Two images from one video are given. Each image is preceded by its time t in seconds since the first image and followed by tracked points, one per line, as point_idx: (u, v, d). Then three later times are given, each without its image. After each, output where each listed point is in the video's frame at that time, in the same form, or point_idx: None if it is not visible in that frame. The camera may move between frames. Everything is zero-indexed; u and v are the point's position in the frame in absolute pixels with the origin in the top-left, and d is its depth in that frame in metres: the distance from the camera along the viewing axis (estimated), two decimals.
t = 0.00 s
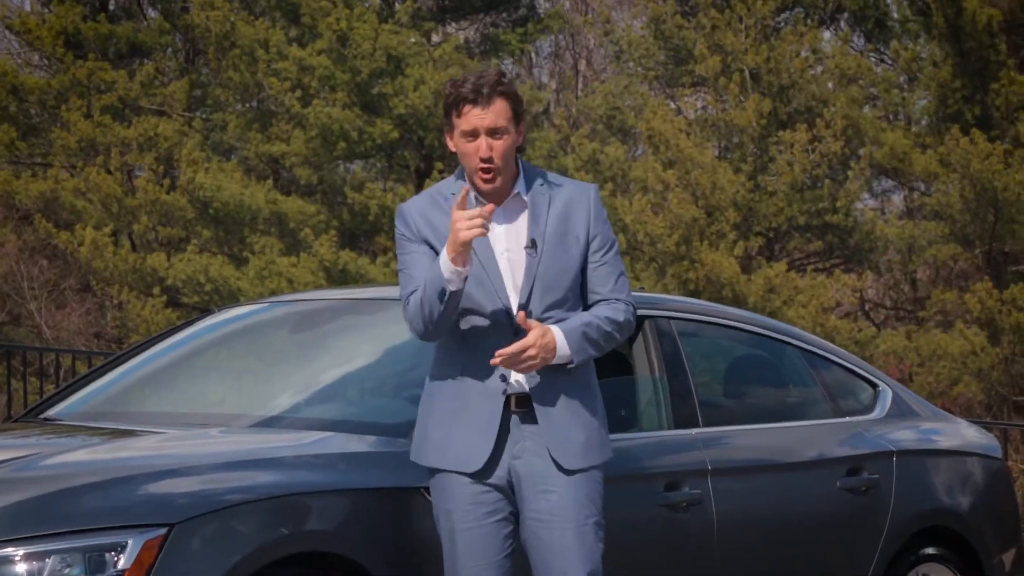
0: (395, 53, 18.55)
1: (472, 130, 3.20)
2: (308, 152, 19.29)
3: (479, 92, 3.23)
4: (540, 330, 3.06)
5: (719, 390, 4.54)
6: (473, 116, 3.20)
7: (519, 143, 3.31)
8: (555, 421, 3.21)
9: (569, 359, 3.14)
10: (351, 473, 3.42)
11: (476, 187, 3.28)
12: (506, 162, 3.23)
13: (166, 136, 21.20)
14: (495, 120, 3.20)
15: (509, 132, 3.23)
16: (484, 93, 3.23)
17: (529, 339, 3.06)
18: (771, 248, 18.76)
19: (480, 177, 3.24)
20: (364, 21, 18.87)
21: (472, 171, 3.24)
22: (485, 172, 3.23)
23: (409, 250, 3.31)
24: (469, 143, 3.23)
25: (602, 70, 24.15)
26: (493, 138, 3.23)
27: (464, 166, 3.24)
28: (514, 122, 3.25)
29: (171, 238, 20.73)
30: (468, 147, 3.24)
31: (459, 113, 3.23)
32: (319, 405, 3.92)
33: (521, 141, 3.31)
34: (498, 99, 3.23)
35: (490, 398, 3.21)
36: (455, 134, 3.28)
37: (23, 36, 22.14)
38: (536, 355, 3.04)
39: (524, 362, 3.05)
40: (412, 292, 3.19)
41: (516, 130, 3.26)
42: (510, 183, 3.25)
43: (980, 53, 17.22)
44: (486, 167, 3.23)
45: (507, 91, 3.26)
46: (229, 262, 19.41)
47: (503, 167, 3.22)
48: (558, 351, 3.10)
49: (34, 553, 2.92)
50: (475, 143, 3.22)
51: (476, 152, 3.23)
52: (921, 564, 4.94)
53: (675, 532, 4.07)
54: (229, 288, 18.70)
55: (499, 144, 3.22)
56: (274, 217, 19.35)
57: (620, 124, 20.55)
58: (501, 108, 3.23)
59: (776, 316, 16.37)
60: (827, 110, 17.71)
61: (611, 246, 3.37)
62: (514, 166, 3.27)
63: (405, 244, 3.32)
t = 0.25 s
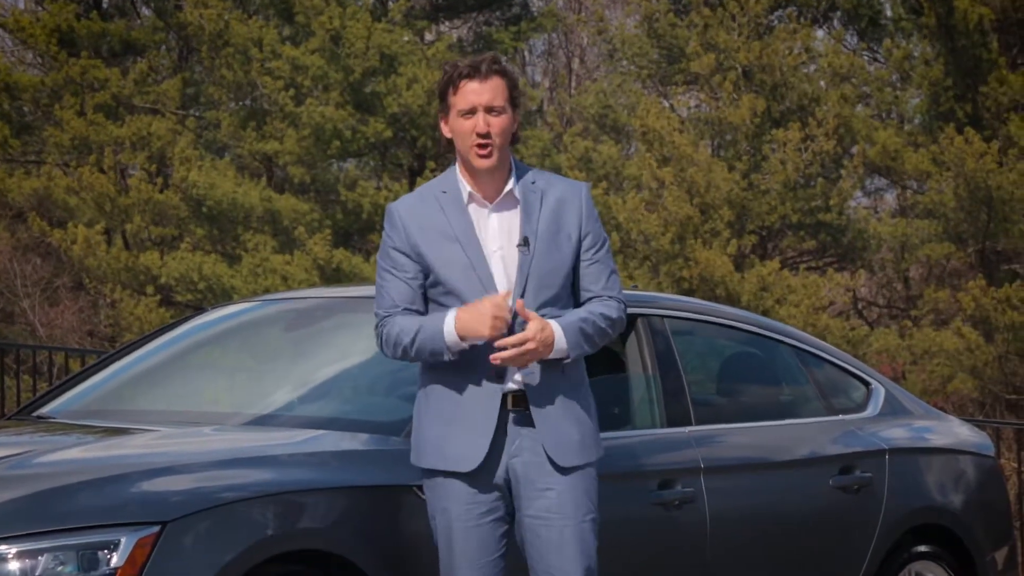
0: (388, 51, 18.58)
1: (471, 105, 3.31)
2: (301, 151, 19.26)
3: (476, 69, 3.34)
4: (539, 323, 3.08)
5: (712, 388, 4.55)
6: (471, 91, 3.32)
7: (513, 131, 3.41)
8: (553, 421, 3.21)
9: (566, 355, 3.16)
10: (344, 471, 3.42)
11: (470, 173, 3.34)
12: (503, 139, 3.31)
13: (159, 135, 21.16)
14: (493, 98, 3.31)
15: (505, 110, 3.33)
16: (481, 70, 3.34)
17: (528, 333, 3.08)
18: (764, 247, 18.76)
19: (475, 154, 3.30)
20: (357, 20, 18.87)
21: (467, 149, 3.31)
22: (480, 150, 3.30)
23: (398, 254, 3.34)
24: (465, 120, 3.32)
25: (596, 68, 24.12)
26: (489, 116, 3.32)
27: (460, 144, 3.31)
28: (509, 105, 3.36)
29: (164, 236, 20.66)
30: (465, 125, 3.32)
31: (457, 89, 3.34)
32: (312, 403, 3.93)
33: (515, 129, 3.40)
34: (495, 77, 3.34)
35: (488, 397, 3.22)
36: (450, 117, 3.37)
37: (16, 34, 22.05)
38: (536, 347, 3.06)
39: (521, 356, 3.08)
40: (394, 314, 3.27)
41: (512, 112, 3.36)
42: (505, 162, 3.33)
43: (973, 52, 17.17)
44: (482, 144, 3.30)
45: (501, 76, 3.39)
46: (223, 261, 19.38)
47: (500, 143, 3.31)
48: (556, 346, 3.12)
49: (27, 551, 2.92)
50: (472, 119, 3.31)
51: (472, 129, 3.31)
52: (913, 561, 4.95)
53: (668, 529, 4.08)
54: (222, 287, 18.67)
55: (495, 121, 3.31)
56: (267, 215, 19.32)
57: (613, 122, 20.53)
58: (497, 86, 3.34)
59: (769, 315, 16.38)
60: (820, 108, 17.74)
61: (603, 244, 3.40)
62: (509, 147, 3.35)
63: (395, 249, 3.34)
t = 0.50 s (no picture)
0: (379, 50, 18.62)
1: (458, 107, 3.31)
2: (292, 151, 19.22)
3: (463, 70, 3.35)
4: (519, 327, 3.14)
5: (703, 387, 4.56)
6: (459, 93, 3.32)
7: (501, 130, 3.42)
8: (541, 420, 3.23)
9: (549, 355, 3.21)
10: (335, 470, 3.43)
11: (457, 174, 3.36)
12: (489, 141, 3.32)
13: (151, 133, 21.14)
14: (480, 99, 3.32)
15: (492, 112, 3.34)
16: (468, 71, 3.35)
17: (508, 336, 3.14)
18: (755, 246, 18.78)
19: (461, 155, 3.32)
20: (348, 18, 18.90)
21: (454, 150, 3.32)
22: (466, 151, 3.31)
23: (386, 255, 3.35)
24: (452, 121, 3.32)
25: (586, 67, 24.13)
26: (476, 117, 3.33)
27: (447, 144, 3.32)
28: (497, 105, 3.37)
29: (155, 235, 20.62)
30: (451, 126, 3.32)
31: (444, 89, 3.34)
32: (304, 402, 3.93)
33: (503, 127, 3.42)
34: (484, 78, 3.35)
35: (475, 399, 3.23)
36: (437, 116, 3.37)
37: (8, 32, 22.00)
38: (517, 352, 3.12)
39: (501, 360, 3.14)
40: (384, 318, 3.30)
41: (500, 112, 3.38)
42: (493, 163, 3.34)
43: (965, 50, 17.21)
44: (468, 146, 3.31)
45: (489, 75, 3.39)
46: (214, 259, 19.35)
47: (487, 144, 3.32)
48: (538, 348, 3.17)
49: (18, 550, 2.92)
50: (459, 121, 3.32)
51: (458, 130, 3.32)
52: (904, 559, 4.97)
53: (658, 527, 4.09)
54: (214, 285, 18.64)
55: (483, 123, 3.32)
56: (259, 214, 19.32)
57: (604, 120, 20.54)
58: (485, 87, 3.34)
59: (761, 313, 16.43)
60: (812, 107, 17.82)
61: (591, 243, 3.43)
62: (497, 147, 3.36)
63: (383, 250, 3.36)
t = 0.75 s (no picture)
0: (369, 49, 18.65)
1: (447, 108, 3.31)
2: (281, 150, 19.16)
3: (453, 71, 3.35)
4: (504, 325, 3.14)
5: (692, 385, 4.58)
6: (448, 94, 3.32)
7: (491, 130, 3.43)
8: (526, 420, 3.23)
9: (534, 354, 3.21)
10: (325, 468, 3.44)
11: (446, 173, 3.37)
12: (478, 141, 3.33)
13: (141, 132, 21.11)
14: (469, 101, 3.32)
15: (482, 113, 3.34)
16: (457, 72, 3.35)
17: (493, 335, 3.14)
18: (745, 245, 18.79)
19: (450, 155, 3.32)
20: (338, 17, 18.92)
21: (443, 151, 3.33)
22: (455, 151, 3.32)
23: (375, 254, 3.37)
24: (441, 122, 3.33)
25: (576, 67, 24.12)
26: (465, 119, 3.33)
27: (435, 144, 3.32)
28: (487, 106, 3.37)
29: (146, 233, 20.57)
30: (440, 127, 3.33)
31: (434, 90, 3.34)
32: (294, 400, 3.94)
33: (492, 127, 3.43)
34: (473, 80, 3.35)
35: (461, 399, 3.23)
36: (427, 116, 3.37)
37: None
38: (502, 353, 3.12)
39: (485, 359, 3.14)
40: (373, 316, 3.32)
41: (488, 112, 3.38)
42: (482, 163, 3.34)
43: (954, 49, 17.30)
44: (457, 146, 3.31)
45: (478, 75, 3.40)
46: (204, 258, 19.32)
47: (476, 146, 3.32)
48: (524, 346, 3.18)
49: (9, 549, 2.93)
50: (448, 121, 3.32)
51: (447, 132, 3.32)
52: (892, 557, 4.99)
53: (647, 526, 4.10)
54: (203, 284, 18.61)
55: (472, 124, 3.32)
56: (249, 213, 19.32)
57: (593, 120, 20.49)
58: (475, 88, 3.35)
59: (751, 312, 16.46)
60: (802, 105, 17.87)
61: (579, 244, 3.43)
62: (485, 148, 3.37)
63: (373, 249, 3.37)
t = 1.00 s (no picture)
0: (358, 48, 18.72)
1: (433, 108, 3.30)
2: (269, 147, 19.06)
3: (440, 71, 3.33)
4: (487, 324, 3.13)
5: (680, 384, 4.60)
6: (434, 94, 3.31)
7: (478, 131, 3.41)
8: (511, 419, 3.24)
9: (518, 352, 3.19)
10: (314, 468, 3.45)
11: (432, 172, 3.35)
12: (465, 141, 3.31)
13: (129, 131, 21.06)
14: (455, 101, 3.31)
15: (468, 114, 3.33)
16: (444, 72, 3.33)
17: (477, 333, 3.13)
18: (733, 244, 18.80)
19: (435, 155, 3.30)
20: (327, 16, 18.96)
21: (428, 151, 3.31)
22: (441, 151, 3.30)
23: (362, 254, 3.35)
24: (428, 122, 3.31)
25: (564, 66, 24.16)
26: (451, 119, 3.32)
27: (422, 145, 3.31)
28: (473, 106, 3.35)
29: (134, 233, 20.51)
30: (427, 128, 3.31)
31: (420, 91, 3.33)
32: (283, 399, 3.95)
33: (479, 128, 3.41)
34: (461, 81, 3.34)
35: (446, 398, 3.24)
36: (414, 117, 3.36)
37: None
38: (487, 350, 3.11)
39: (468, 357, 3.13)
40: (360, 316, 3.31)
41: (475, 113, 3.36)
42: (468, 163, 3.33)
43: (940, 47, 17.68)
44: (443, 146, 3.29)
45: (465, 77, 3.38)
46: (192, 257, 19.28)
47: (462, 146, 3.30)
48: (508, 346, 3.16)
49: None
50: (435, 121, 3.30)
51: (433, 132, 3.31)
52: (880, 556, 5.01)
53: (635, 524, 4.12)
54: (192, 283, 18.58)
55: (458, 125, 3.30)
56: (237, 212, 19.32)
57: (582, 120, 20.47)
58: (461, 89, 3.34)
59: (739, 311, 16.50)
60: (792, 104, 17.97)
61: (566, 243, 3.40)
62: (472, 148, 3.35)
63: (360, 249, 3.36)
